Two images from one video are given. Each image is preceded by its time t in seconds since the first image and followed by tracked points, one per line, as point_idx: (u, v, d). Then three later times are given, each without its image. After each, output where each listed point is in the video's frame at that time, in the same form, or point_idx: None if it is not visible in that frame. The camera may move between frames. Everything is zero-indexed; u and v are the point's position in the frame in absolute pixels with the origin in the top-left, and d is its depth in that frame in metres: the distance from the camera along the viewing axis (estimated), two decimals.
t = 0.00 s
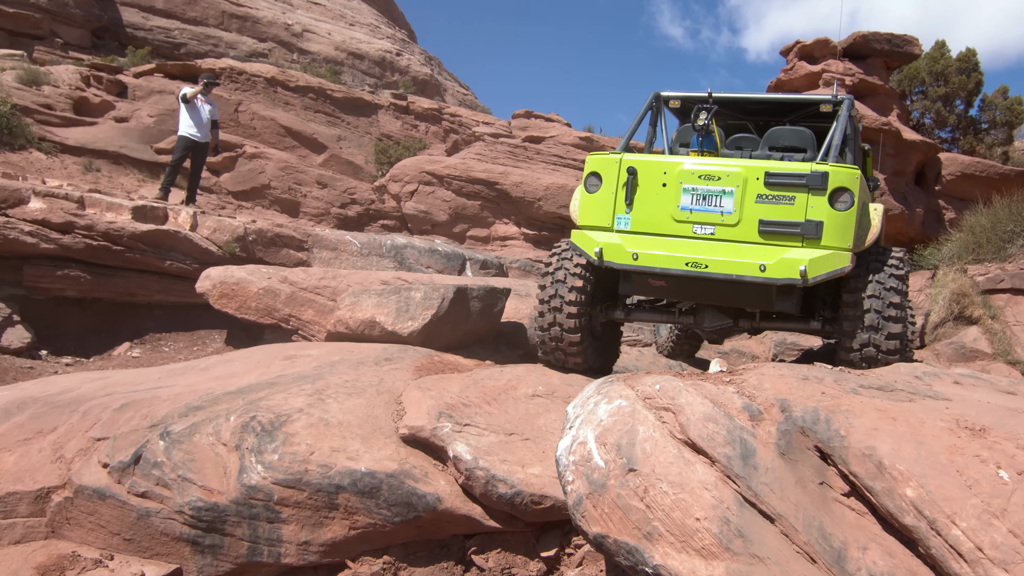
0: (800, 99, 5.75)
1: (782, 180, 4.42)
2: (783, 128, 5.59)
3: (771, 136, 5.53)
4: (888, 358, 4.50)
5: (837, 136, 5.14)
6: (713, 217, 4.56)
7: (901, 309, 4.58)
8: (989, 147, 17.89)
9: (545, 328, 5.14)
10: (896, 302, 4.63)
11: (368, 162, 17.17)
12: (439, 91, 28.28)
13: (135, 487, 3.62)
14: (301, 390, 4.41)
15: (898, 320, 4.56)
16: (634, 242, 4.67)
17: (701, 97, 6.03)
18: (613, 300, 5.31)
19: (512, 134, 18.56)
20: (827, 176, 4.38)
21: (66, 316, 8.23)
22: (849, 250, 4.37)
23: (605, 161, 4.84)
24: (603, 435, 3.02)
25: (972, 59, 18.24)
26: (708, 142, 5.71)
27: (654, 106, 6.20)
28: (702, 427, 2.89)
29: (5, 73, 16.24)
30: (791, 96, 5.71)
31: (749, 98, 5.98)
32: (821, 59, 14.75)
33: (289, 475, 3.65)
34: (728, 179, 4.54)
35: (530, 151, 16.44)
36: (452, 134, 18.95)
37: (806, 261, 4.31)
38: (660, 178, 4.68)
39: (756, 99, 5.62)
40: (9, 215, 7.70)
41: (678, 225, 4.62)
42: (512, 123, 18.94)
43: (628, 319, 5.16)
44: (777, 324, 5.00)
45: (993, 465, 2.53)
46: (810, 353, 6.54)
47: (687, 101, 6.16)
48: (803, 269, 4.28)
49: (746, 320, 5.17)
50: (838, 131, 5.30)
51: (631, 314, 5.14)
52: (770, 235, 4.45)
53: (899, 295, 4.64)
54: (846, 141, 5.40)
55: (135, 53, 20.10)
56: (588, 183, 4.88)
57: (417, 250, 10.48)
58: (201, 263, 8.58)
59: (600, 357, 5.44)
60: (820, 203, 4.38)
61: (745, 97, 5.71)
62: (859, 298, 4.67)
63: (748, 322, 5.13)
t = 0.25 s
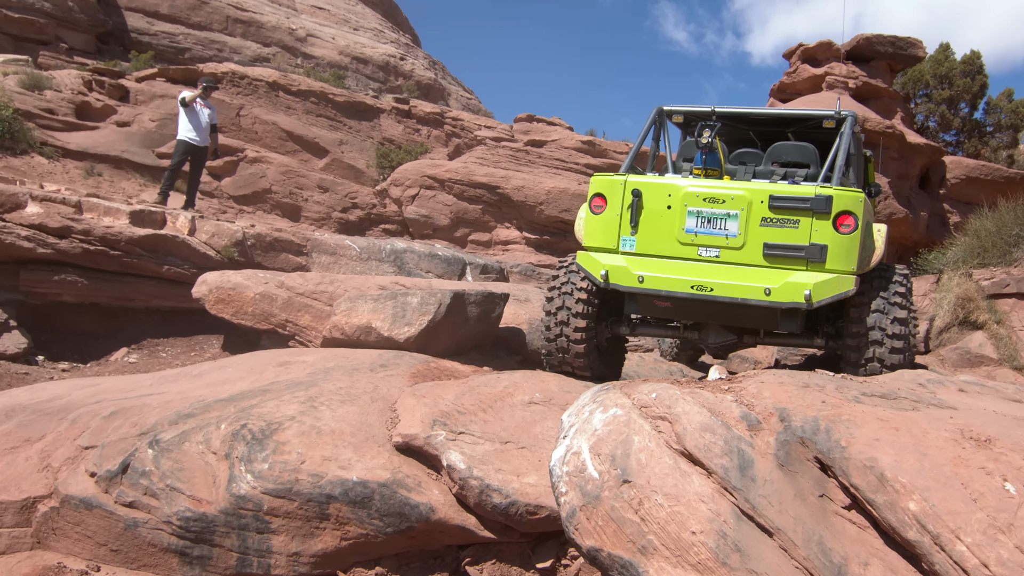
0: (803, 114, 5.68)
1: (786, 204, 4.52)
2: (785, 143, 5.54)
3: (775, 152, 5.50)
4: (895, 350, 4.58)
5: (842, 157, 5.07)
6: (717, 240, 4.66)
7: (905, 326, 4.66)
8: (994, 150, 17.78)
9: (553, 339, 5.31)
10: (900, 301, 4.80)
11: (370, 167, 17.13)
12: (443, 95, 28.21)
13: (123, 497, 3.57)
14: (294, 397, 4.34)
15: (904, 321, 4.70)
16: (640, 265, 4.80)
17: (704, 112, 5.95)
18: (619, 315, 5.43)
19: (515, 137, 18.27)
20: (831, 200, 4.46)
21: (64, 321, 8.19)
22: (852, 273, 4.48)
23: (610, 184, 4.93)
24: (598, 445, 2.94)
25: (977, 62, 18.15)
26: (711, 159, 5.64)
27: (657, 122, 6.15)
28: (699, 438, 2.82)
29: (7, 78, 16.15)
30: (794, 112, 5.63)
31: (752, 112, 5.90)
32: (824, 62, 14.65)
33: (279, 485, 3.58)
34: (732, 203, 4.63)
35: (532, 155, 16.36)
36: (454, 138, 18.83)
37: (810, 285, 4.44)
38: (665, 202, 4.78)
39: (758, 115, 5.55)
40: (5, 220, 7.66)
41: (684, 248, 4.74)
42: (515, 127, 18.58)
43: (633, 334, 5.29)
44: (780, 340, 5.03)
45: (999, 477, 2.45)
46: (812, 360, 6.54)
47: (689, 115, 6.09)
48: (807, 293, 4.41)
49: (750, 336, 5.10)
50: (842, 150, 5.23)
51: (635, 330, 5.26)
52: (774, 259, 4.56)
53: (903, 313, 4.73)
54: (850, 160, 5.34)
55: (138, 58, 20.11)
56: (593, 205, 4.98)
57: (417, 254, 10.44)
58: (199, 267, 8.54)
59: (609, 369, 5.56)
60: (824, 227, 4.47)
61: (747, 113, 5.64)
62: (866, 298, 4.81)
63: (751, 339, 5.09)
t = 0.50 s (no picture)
0: (802, 124, 5.62)
1: (786, 221, 4.50)
2: (785, 154, 5.60)
3: (775, 162, 5.59)
4: (897, 329, 4.62)
5: (841, 171, 5.03)
6: (718, 257, 4.65)
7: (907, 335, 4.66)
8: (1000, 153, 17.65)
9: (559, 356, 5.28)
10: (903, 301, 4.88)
11: (373, 170, 17.11)
12: (448, 99, 28.17)
13: (114, 506, 3.53)
14: (289, 404, 4.30)
15: (904, 313, 4.75)
16: (641, 283, 4.78)
17: (703, 124, 5.89)
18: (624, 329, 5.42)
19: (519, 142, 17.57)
20: (830, 217, 4.45)
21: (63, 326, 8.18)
22: (853, 289, 4.47)
23: (610, 202, 4.92)
24: (594, 454, 2.88)
25: (982, 64, 18.05)
26: (711, 173, 5.47)
27: (656, 134, 6.12)
28: (697, 447, 2.76)
29: (11, 82, 16.02)
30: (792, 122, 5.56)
31: (752, 122, 5.82)
32: (828, 65, 14.56)
33: (272, 493, 3.54)
34: (733, 221, 4.61)
35: (535, 159, 16.29)
36: (457, 142, 18.71)
37: (811, 303, 4.42)
38: (665, 220, 4.76)
39: (756, 127, 5.48)
40: (5, 224, 7.64)
41: (685, 266, 4.72)
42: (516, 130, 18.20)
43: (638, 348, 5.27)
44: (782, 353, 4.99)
45: (1004, 489, 2.39)
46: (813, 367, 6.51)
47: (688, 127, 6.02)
48: (808, 311, 4.40)
49: (752, 350, 5.04)
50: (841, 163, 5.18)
51: (639, 344, 5.27)
52: (775, 276, 4.54)
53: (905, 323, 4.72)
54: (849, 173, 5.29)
55: (142, 62, 20.13)
56: (593, 223, 4.96)
57: (419, 258, 10.39)
58: (199, 272, 8.52)
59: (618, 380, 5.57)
60: (824, 244, 4.46)
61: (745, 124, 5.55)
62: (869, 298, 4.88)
63: (754, 352, 5.03)
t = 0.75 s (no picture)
0: (803, 130, 5.56)
1: (791, 235, 4.48)
2: (787, 161, 5.54)
3: (777, 171, 5.54)
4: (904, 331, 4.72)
5: (844, 182, 4.97)
6: (725, 270, 4.63)
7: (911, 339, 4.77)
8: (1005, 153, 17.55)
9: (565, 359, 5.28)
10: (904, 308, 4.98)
11: (374, 171, 17.09)
12: (451, 100, 28.10)
13: (106, 509, 3.51)
14: (285, 405, 4.27)
15: (908, 320, 4.85)
16: (649, 297, 4.78)
17: (704, 131, 5.83)
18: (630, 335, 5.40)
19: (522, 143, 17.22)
20: (835, 230, 4.42)
21: (63, 327, 8.17)
22: (858, 301, 4.43)
23: (616, 216, 4.91)
24: (589, 458, 2.84)
25: (986, 64, 17.97)
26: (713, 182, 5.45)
27: (657, 141, 6.07)
28: (693, 451, 2.71)
29: (14, 82, 16.02)
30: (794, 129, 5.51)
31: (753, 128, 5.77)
32: (831, 65, 14.48)
33: (266, 496, 3.50)
34: (739, 234, 4.59)
35: (537, 159, 16.22)
36: (459, 142, 18.62)
37: (818, 315, 4.38)
38: (671, 234, 4.75)
39: (758, 135, 5.42)
40: (4, 224, 7.64)
41: (692, 279, 4.71)
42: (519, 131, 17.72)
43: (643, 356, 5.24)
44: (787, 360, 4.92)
45: (1007, 494, 2.34)
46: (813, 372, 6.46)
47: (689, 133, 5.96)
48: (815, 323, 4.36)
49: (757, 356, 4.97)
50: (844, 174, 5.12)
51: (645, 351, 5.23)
52: (782, 289, 4.52)
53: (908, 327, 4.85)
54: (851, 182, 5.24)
55: (145, 63, 20.13)
56: (600, 237, 4.96)
57: (419, 259, 10.36)
58: (199, 272, 8.50)
59: (623, 383, 5.51)
60: (830, 257, 4.44)
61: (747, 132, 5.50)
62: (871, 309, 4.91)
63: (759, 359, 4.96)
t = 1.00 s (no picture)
0: (804, 139, 5.56)
1: (798, 247, 4.47)
2: (787, 169, 5.58)
3: (778, 178, 5.57)
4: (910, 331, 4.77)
5: (847, 190, 4.95)
6: (733, 282, 4.61)
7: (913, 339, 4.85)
8: (1008, 151, 17.45)
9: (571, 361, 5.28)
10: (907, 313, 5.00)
11: (375, 170, 17.05)
12: (454, 100, 27.96)
13: (93, 510, 3.47)
14: (277, 406, 4.22)
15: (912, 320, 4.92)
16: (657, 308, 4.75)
17: (705, 140, 5.77)
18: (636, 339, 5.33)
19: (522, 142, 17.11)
20: (841, 242, 4.42)
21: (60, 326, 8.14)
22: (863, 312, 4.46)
23: (622, 228, 4.85)
24: (581, 460, 2.79)
25: (990, 61, 17.87)
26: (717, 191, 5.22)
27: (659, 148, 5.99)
28: (687, 452, 2.66)
29: (16, 82, 15.98)
30: (795, 138, 5.51)
31: (753, 137, 5.75)
32: (834, 63, 14.40)
33: (256, 498, 3.46)
34: (746, 247, 4.57)
35: (538, 158, 16.14)
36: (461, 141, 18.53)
37: (825, 327, 4.40)
38: (679, 246, 4.71)
39: (760, 145, 5.40)
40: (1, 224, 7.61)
41: (700, 291, 4.68)
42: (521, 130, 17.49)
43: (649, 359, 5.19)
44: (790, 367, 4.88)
45: (1007, 497, 2.28)
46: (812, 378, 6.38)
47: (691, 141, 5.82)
48: (823, 334, 4.37)
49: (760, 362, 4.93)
50: (847, 182, 5.10)
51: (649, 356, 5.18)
52: (789, 300, 4.52)
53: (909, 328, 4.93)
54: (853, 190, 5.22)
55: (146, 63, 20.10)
56: (606, 249, 4.90)
57: (418, 258, 10.32)
58: (197, 272, 8.46)
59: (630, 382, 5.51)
60: (836, 269, 4.44)
61: (748, 141, 5.48)
62: (875, 318, 4.86)
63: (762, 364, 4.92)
